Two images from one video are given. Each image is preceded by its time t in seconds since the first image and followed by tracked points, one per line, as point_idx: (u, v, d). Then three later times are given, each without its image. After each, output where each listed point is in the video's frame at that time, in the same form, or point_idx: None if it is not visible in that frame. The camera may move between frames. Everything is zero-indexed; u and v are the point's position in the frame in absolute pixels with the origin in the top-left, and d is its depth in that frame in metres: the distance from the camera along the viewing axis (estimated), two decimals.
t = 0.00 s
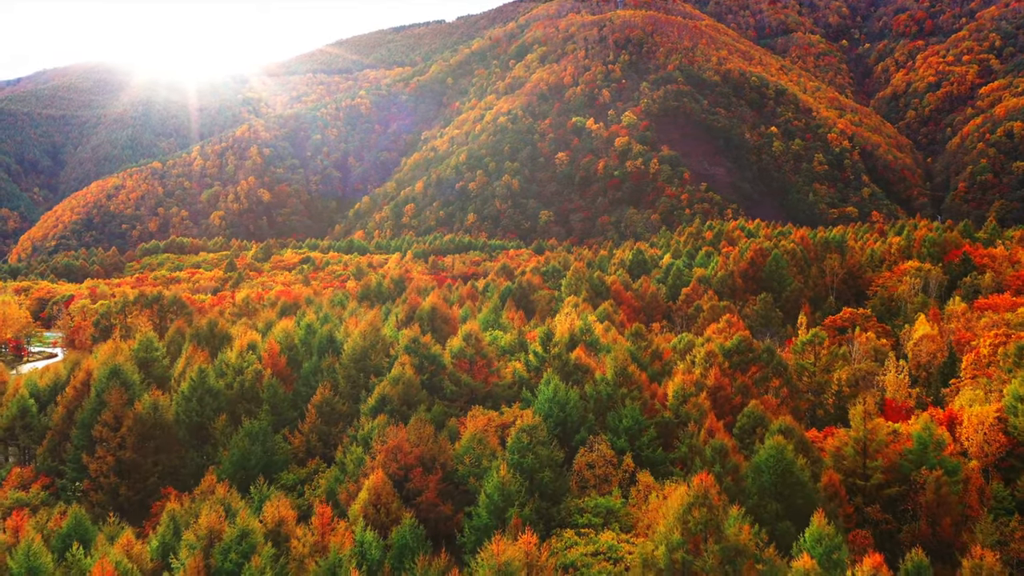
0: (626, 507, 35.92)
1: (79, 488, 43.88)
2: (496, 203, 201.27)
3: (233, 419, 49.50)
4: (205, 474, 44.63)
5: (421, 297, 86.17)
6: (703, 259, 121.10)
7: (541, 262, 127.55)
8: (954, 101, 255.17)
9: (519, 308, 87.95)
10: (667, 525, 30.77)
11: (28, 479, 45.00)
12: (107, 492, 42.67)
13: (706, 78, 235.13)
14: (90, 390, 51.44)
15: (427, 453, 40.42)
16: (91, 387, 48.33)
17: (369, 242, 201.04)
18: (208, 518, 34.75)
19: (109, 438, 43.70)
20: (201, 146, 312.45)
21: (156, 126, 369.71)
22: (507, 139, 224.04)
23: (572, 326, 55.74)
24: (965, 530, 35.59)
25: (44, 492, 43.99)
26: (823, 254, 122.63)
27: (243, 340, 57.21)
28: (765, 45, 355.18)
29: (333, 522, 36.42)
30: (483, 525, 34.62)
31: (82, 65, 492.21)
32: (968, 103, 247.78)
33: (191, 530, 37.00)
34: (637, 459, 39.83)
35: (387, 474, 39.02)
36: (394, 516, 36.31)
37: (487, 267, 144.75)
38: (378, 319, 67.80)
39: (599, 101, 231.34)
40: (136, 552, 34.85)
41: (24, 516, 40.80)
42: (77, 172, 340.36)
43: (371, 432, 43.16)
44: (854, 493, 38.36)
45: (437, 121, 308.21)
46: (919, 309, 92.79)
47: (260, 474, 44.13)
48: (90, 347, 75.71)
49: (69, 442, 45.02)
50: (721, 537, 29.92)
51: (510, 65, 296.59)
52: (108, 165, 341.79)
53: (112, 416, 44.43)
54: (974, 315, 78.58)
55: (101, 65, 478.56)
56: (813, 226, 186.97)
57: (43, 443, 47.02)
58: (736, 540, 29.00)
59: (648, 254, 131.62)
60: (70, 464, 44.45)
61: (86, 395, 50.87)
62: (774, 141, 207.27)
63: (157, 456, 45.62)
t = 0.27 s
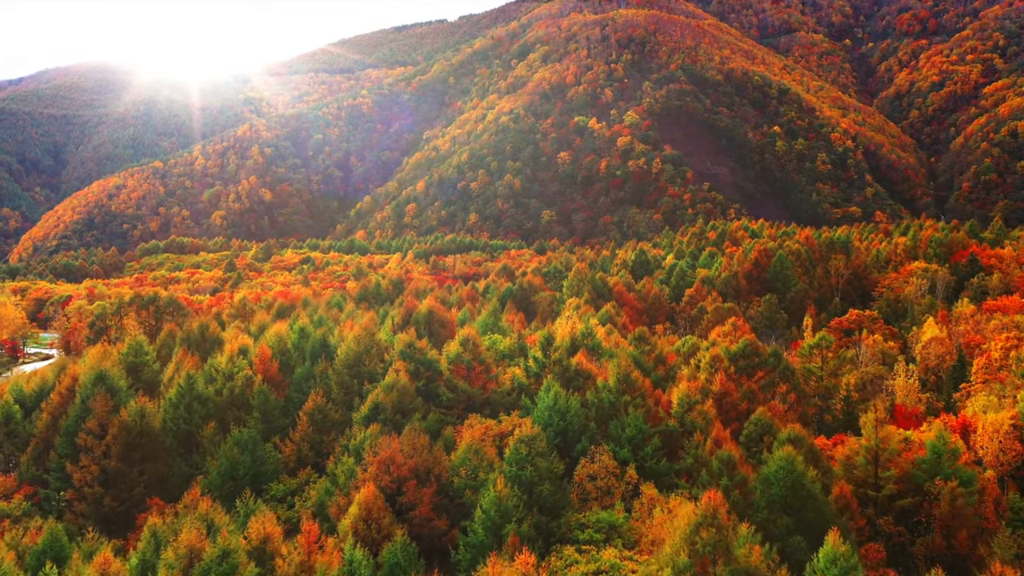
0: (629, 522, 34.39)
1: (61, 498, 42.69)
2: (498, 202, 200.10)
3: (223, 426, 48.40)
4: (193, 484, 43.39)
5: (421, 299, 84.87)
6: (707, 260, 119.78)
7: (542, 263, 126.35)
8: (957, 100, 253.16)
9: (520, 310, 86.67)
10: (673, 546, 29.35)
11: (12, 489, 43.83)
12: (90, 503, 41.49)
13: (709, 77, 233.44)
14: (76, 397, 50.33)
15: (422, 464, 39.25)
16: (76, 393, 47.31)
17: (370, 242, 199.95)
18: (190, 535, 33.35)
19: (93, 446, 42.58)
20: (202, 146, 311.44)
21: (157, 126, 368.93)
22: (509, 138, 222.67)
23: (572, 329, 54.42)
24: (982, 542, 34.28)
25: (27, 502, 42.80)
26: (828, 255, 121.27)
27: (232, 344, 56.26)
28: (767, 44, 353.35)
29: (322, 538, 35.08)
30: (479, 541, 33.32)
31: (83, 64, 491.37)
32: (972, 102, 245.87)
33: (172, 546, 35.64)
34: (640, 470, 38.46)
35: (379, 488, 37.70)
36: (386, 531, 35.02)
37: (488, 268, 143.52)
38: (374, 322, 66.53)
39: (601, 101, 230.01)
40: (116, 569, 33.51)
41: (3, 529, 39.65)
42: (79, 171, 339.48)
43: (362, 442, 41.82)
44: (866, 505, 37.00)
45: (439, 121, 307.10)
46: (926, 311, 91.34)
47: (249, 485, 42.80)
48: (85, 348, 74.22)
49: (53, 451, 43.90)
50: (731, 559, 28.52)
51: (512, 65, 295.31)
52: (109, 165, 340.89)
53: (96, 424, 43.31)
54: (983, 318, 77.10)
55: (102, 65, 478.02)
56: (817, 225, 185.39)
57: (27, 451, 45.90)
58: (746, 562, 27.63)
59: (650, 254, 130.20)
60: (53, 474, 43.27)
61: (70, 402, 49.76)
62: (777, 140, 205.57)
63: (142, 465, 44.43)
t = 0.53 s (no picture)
0: (632, 538, 32.85)
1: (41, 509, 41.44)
2: (500, 202, 198.90)
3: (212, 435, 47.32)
4: (179, 496, 42.07)
5: (419, 300, 83.66)
6: (710, 261, 118.35)
7: (543, 263, 125.13)
8: (960, 100, 251.31)
9: (520, 311, 85.43)
10: (678, 568, 27.96)
11: None
12: (71, 514, 40.27)
13: (711, 76, 231.87)
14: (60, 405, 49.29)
15: (415, 477, 38.01)
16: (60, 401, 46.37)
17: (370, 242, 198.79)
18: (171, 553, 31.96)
19: (75, 455, 41.48)
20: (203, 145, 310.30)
21: (158, 126, 368.08)
22: (511, 138, 221.32)
23: (573, 333, 53.06)
24: (1000, 557, 33.02)
25: (6, 513, 41.52)
26: (832, 255, 119.85)
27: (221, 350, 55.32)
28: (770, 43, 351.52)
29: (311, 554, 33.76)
30: (475, 559, 32.04)
31: (84, 64, 490.19)
32: (976, 101, 244.07)
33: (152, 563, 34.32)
34: (644, 482, 37.10)
35: (370, 502, 36.36)
36: (376, 548, 33.72)
37: (488, 268, 142.30)
38: (369, 326, 65.23)
39: (602, 100, 228.61)
40: None
41: None
42: (79, 171, 338.33)
43: (354, 453, 40.51)
44: (878, 517, 35.67)
45: (441, 120, 306.00)
46: (933, 313, 89.84)
47: (236, 496, 41.43)
48: (78, 351, 72.89)
49: (35, 460, 42.79)
50: None
51: (513, 64, 293.97)
52: (110, 164, 339.83)
53: (80, 432, 42.35)
54: (992, 320, 75.58)
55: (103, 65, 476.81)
56: (819, 226, 183.82)
57: (9, 461, 44.74)
58: None
59: (653, 255, 128.82)
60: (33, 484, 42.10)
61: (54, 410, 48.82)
62: (779, 140, 203.93)
63: (126, 475, 43.28)
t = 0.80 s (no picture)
0: (636, 557, 31.44)
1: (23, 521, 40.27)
2: (501, 202, 197.67)
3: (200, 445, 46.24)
4: (164, 508, 40.86)
5: (417, 302, 82.41)
6: (713, 262, 117.02)
7: (544, 264, 123.86)
8: (963, 100, 249.42)
9: (519, 314, 84.22)
10: None
11: None
12: (51, 527, 39.02)
13: (713, 76, 230.45)
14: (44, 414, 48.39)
15: (407, 492, 36.83)
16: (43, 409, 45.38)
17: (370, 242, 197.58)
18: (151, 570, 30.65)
19: (57, 465, 40.34)
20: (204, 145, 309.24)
21: (159, 126, 367.27)
22: (512, 138, 219.95)
23: (574, 337, 51.71)
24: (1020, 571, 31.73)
25: None
26: (836, 257, 118.56)
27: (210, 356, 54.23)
28: (771, 43, 350.00)
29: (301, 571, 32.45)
30: None
31: (84, 64, 489.27)
32: (979, 101, 242.01)
33: None
34: (648, 496, 35.77)
35: (359, 519, 35.14)
36: (366, 565, 32.51)
37: (489, 269, 141.05)
38: (364, 330, 63.93)
39: (604, 100, 227.12)
40: None
41: None
42: (81, 171, 337.11)
43: (344, 465, 39.22)
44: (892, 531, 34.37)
45: (442, 120, 304.88)
46: (941, 315, 88.22)
47: (222, 509, 40.18)
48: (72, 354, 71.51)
49: (16, 470, 41.78)
50: None
51: (515, 64, 292.52)
52: (111, 164, 338.74)
53: (62, 441, 41.24)
54: (1002, 322, 74.32)
55: (104, 65, 475.91)
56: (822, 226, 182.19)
57: None
58: None
59: (655, 256, 127.47)
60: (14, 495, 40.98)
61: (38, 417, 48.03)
62: (782, 140, 202.31)
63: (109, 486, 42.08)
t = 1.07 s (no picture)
0: None
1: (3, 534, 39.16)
2: (503, 202, 196.52)
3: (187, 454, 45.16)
4: (149, 521, 39.73)
5: (415, 304, 81.17)
6: (716, 262, 115.69)
7: (545, 265, 122.46)
8: (966, 99, 247.18)
9: (519, 316, 82.96)
10: None
11: None
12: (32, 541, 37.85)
13: (715, 75, 228.83)
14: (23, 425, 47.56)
15: (399, 508, 35.62)
16: (24, 417, 44.31)
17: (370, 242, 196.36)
18: None
19: (38, 476, 39.24)
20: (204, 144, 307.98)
21: (161, 125, 366.22)
22: (514, 137, 218.44)
23: (575, 342, 50.24)
24: None
25: None
26: (840, 258, 117.24)
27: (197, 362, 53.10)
28: (774, 42, 348.14)
29: None
30: None
31: (85, 64, 488.16)
32: (983, 100, 240.11)
33: None
34: (652, 511, 34.45)
35: (349, 536, 33.99)
36: None
37: (490, 270, 139.82)
38: (359, 334, 62.42)
39: (606, 99, 225.62)
40: None
41: None
42: (81, 171, 335.96)
43: (333, 477, 37.89)
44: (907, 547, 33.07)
45: (444, 120, 303.83)
46: (948, 317, 86.86)
47: (209, 522, 39.14)
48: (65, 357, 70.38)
49: None
50: None
51: (516, 64, 290.97)
52: (112, 163, 337.63)
53: (43, 451, 40.00)
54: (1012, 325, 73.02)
55: (105, 65, 474.61)
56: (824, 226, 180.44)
57: None
58: None
59: (658, 256, 126.12)
60: None
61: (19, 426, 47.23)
62: (785, 139, 200.60)
63: (92, 497, 40.96)
